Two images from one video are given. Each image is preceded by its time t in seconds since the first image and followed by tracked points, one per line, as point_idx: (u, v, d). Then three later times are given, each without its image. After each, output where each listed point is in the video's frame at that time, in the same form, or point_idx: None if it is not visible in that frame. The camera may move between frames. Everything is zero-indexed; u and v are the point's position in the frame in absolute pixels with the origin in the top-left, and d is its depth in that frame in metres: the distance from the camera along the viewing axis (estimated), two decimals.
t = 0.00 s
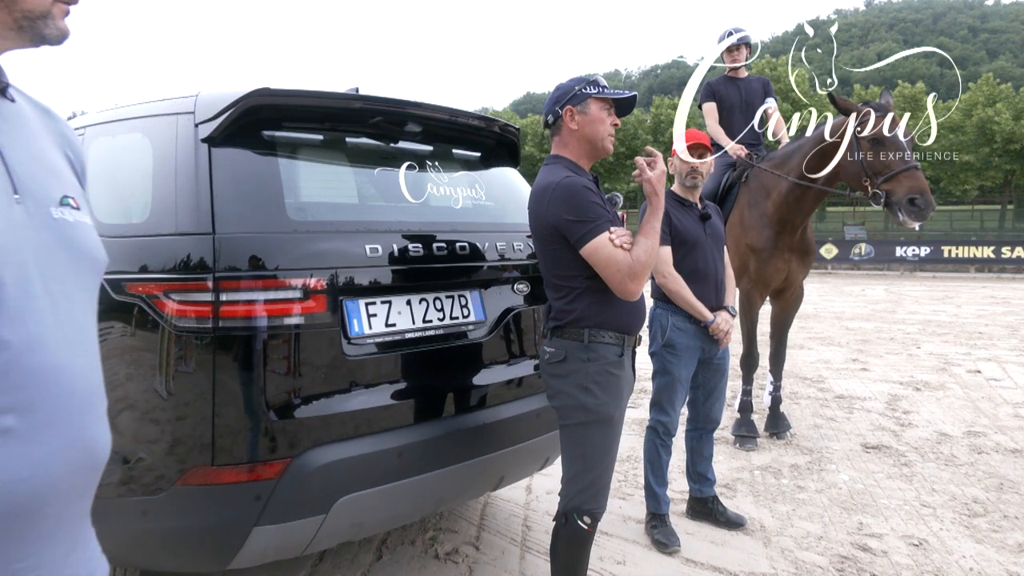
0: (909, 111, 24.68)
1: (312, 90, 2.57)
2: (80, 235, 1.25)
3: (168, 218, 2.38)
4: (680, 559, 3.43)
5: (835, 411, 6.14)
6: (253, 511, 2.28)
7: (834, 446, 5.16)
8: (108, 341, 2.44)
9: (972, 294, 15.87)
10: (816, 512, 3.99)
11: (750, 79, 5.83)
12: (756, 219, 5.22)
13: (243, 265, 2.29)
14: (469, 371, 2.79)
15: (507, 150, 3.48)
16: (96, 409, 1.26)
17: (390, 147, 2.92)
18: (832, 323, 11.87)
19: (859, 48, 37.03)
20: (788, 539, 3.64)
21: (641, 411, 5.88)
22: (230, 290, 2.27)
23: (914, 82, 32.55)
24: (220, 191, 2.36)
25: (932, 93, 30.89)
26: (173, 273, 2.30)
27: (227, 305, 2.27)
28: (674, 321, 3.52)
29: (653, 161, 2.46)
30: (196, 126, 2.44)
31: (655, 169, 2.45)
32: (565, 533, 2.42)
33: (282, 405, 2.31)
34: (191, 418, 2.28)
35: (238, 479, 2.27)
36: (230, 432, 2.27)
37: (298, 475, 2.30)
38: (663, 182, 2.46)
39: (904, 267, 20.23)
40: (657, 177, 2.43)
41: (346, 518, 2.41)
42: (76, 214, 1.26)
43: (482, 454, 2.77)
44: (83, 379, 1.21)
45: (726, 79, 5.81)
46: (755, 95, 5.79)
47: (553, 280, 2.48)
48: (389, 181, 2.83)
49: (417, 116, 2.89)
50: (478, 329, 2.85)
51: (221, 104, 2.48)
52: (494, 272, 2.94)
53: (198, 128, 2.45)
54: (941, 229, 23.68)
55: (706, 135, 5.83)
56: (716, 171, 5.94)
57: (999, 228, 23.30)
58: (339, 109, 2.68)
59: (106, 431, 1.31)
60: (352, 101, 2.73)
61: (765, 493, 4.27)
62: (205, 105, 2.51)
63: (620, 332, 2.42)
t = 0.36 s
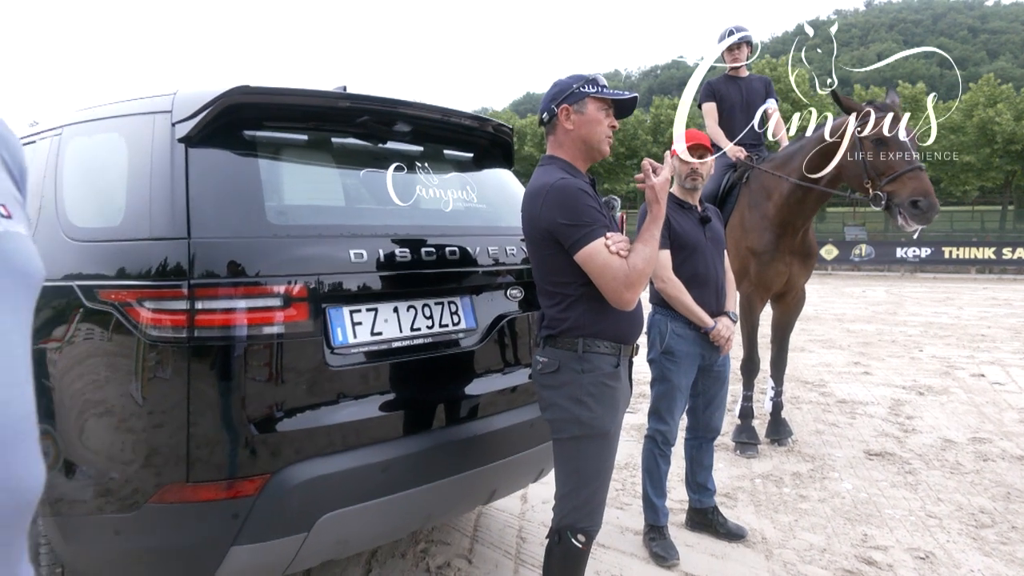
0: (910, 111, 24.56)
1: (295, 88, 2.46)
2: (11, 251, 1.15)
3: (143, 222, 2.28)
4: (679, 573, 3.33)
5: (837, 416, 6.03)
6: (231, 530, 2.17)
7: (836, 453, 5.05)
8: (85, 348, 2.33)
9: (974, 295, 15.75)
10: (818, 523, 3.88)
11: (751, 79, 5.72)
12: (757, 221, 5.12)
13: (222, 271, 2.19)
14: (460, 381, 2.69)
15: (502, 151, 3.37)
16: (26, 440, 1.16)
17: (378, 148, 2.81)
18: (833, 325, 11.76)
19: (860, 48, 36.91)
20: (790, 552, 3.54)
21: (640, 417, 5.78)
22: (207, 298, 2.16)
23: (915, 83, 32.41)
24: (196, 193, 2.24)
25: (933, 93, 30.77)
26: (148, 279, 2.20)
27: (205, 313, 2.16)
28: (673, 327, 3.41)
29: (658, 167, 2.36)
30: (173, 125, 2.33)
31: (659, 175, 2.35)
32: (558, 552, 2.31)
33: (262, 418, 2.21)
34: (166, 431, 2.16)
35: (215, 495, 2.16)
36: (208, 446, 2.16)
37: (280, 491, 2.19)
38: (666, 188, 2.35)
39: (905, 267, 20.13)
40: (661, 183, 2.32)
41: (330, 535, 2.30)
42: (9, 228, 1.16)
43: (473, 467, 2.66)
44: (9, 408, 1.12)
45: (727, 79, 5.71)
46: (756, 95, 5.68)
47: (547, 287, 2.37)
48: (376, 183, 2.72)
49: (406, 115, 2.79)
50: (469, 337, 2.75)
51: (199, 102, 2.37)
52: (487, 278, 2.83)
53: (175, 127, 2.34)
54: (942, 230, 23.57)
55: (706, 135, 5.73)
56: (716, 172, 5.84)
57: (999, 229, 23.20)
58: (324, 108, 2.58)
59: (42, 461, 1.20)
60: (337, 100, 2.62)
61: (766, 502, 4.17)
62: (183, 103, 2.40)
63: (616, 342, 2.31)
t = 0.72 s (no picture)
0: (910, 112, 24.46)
1: (277, 89, 2.36)
2: None
3: (117, 228, 2.18)
4: None
5: (839, 422, 5.94)
6: (209, 551, 2.07)
7: (839, 460, 4.95)
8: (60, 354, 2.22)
9: (975, 297, 15.64)
10: (822, 534, 3.78)
11: (752, 79, 5.62)
12: (758, 224, 5.03)
13: (200, 280, 2.09)
14: (450, 392, 2.59)
15: (496, 153, 3.27)
16: None
17: (365, 150, 2.70)
18: (834, 327, 11.66)
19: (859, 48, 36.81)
20: (793, 565, 3.44)
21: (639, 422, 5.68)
22: (184, 308, 2.06)
23: (915, 83, 32.31)
24: (172, 198, 2.14)
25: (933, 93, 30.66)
26: (123, 288, 2.10)
27: (181, 324, 2.06)
28: (672, 335, 3.32)
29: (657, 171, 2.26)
30: (149, 127, 2.23)
31: (658, 179, 2.25)
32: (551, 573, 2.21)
33: (243, 433, 2.11)
34: (141, 446, 2.06)
35: (192, 515, 2.06)
36: (185, 462, 2.06)
37: (260, 511, 2.09)
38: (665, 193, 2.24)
39: (905, 268, 20.01)
40: (661, 187, 2.22)
41: (313, 556, 2.20)
42: None
43: (464, 482, 2.56)
44: None
45: (727, 79, 5.62)
46: (757, 96, 5.58)
47: (540, 296, 2.26)
48: (363, 187, 2.62)
49: (395, 116, 2.69)
50: (460, 346, 2.65)
51: (176, 103, 2.27)
52: (479, 285, 2.72)
53: (151, 129, 2.24)
54: (942, 231, 23.48)
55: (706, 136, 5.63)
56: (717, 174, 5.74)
57: (1000, 230, 23.09)
58: (309, 109, 2.48)
59: None
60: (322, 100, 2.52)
61: (767, 512, 4.07)
62: (160, 104, 2.30)
63: (612, 353, 2.21)
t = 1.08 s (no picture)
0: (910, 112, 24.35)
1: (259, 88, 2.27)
2: None
3: (90, 234, 2.09)
4: None
5: (841, 427, 5.84)
6: (186, 572, 1.98)
7: (841, 467, 4.86)
8: (36, 362, 2.13)
9: (977, 298, 15.54)
10: (824, 545, 3.69)
11: (752, 79, 5.53)
12: (759, 226, 4.94)
13: (176, 288, 1.99)
14: (441, 403, 2.50)
15: (491, 155, 3.17)
16: None
17: (353, 152, 2.61)
18: (835, 329, 11.56)
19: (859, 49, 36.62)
20: None
21: (638, 427, 5.59)
22: (161, 318, 1.97)
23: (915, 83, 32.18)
24: (147, 203, 2.05)
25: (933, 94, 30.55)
26: (96, 297, 2.01)
27: (158, 336, 1.97)
28: (671, 341, 3.23)
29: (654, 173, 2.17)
30: (125, 128, 2.14)
31: (656, 182, 2.15)
32: None
33: (222, 449, 2.01)
34: (115, 461, 1.98)
35: (169, 534, 1.98)
36: (162, 477, 1.97)
37: (239, 529, 2.00)
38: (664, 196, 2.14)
39: (906, 268, 19.91)
40: (659, 191, 2.13)
41: None
42: None
43: (454, 498, 2.47)
44: None
45: (728, 79, 5.53)
46: (757, 95, 5.48)
47: (533, 304, 2.17)
48: (349, 190, 2.53)
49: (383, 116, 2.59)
50: (451, 355, 2.55)
51: (153, 103, 2.17)
52: (470, 291, 2.63)
53: (127, 131, 2.15)
54: (943, 231, 23.38)
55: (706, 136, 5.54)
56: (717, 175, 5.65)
57: (1001, 230, 22.99)
58: (292, 110, 2.38)
59: None
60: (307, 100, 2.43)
61: (769, 522, 3.98)
62: (137, 104, 2.20)
63: (609, 365, 2.11)
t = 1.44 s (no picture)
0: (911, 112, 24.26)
1: (241, 85, 2.18)
2: None
3: (62, 236, 2.01)
4: None
5: (843, 431, 5.76)
6: None
7: (843, 473, 4.77)
8: (7, 368, 2.05)
9: (978, 299, 15.45)
10: (826, 555, 3.60)
11: (753, 78, 5.44)
12: (760, 228, 4.86)
13: (152, 293, 1.90)
14: (431, 412, 2.41)
15: (485, 155, 3.08)
16: None
17: (339, 151, 2.52)
18: (836, 331, 11.47)
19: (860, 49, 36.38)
20: None
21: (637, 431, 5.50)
22: (135, 325, 1.88)
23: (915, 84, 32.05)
24: (121, 204, 1.96)
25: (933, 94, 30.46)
26: (67, 302, 1.92)
27: (132, 343, 1.88)
28: (669, 347, 3.15)
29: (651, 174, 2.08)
30: (99, 126, 2.05)
31: (653, 184, 2.07)
32: None
33: (200, 462, 1.92)
34: (88, 474, 1.89)
35: (143, 551, 1.89)
36: (136, 491, 1.88)
37: (217, 545, 1.91)
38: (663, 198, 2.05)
39: (906, 269, 19.82)
40: (656, 193, 2.04)
41: None
42: None
43: (444, 510, 2.38)
44: None
45: (728, 78, 5.44)
46: (758, 95, 5.39)
47: (525, 310, 2.07)
48: (335, 191, 2.44)
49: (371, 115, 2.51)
50: (441, 362, 2.46)
51: (129, 100, 2.08)
52: (462, 296, 2.54)
53: (101, 129, 2.06)
54: (943, 232, 23.30)
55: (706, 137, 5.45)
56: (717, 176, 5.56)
57: (1002, 231, 22.89)
58: (275, 108, 2.29)
59: None
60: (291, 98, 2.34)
61: (770, 531, 3.89)
62: (112, 101, 2.12)
63: (605, 374, 2.02)
